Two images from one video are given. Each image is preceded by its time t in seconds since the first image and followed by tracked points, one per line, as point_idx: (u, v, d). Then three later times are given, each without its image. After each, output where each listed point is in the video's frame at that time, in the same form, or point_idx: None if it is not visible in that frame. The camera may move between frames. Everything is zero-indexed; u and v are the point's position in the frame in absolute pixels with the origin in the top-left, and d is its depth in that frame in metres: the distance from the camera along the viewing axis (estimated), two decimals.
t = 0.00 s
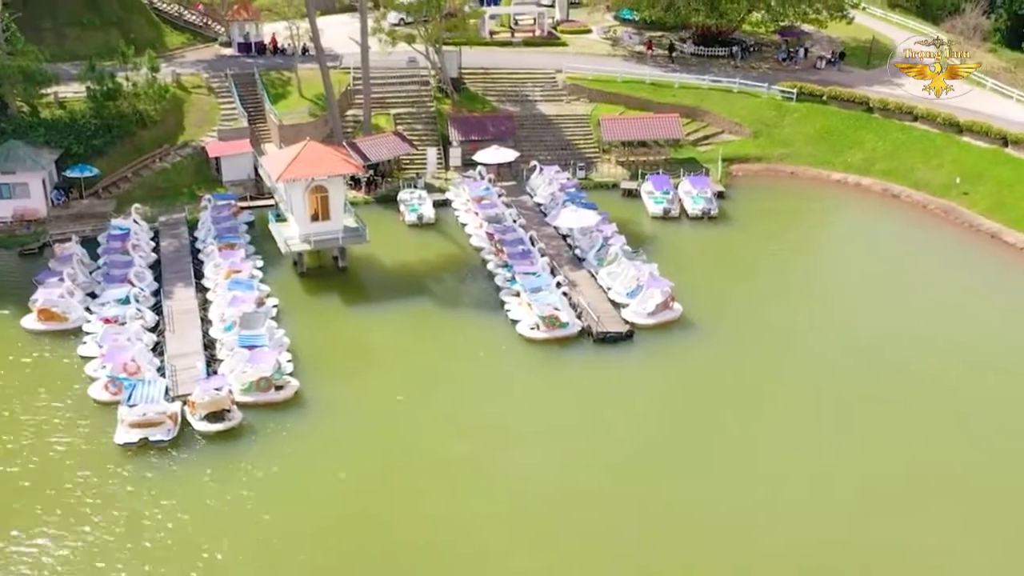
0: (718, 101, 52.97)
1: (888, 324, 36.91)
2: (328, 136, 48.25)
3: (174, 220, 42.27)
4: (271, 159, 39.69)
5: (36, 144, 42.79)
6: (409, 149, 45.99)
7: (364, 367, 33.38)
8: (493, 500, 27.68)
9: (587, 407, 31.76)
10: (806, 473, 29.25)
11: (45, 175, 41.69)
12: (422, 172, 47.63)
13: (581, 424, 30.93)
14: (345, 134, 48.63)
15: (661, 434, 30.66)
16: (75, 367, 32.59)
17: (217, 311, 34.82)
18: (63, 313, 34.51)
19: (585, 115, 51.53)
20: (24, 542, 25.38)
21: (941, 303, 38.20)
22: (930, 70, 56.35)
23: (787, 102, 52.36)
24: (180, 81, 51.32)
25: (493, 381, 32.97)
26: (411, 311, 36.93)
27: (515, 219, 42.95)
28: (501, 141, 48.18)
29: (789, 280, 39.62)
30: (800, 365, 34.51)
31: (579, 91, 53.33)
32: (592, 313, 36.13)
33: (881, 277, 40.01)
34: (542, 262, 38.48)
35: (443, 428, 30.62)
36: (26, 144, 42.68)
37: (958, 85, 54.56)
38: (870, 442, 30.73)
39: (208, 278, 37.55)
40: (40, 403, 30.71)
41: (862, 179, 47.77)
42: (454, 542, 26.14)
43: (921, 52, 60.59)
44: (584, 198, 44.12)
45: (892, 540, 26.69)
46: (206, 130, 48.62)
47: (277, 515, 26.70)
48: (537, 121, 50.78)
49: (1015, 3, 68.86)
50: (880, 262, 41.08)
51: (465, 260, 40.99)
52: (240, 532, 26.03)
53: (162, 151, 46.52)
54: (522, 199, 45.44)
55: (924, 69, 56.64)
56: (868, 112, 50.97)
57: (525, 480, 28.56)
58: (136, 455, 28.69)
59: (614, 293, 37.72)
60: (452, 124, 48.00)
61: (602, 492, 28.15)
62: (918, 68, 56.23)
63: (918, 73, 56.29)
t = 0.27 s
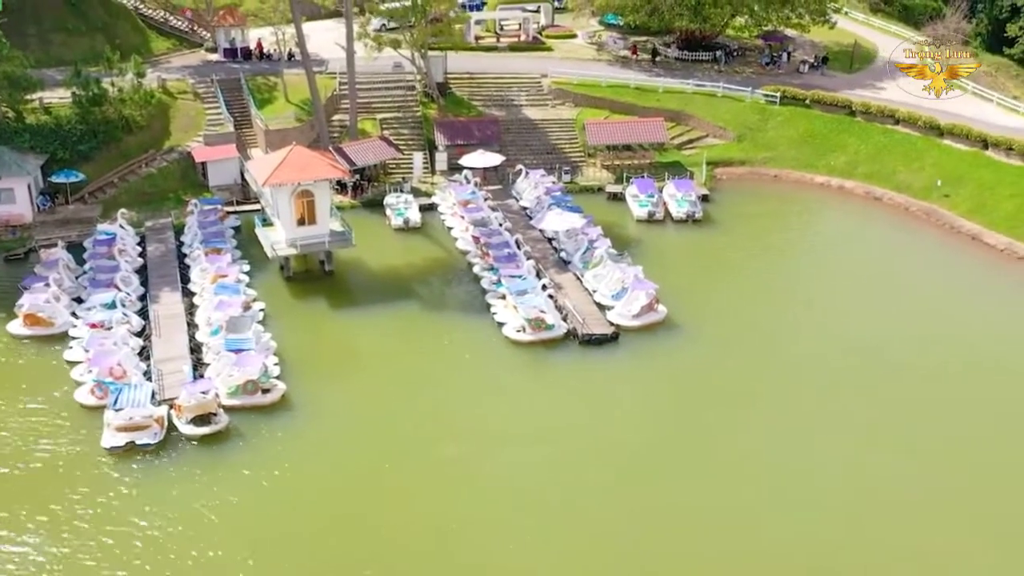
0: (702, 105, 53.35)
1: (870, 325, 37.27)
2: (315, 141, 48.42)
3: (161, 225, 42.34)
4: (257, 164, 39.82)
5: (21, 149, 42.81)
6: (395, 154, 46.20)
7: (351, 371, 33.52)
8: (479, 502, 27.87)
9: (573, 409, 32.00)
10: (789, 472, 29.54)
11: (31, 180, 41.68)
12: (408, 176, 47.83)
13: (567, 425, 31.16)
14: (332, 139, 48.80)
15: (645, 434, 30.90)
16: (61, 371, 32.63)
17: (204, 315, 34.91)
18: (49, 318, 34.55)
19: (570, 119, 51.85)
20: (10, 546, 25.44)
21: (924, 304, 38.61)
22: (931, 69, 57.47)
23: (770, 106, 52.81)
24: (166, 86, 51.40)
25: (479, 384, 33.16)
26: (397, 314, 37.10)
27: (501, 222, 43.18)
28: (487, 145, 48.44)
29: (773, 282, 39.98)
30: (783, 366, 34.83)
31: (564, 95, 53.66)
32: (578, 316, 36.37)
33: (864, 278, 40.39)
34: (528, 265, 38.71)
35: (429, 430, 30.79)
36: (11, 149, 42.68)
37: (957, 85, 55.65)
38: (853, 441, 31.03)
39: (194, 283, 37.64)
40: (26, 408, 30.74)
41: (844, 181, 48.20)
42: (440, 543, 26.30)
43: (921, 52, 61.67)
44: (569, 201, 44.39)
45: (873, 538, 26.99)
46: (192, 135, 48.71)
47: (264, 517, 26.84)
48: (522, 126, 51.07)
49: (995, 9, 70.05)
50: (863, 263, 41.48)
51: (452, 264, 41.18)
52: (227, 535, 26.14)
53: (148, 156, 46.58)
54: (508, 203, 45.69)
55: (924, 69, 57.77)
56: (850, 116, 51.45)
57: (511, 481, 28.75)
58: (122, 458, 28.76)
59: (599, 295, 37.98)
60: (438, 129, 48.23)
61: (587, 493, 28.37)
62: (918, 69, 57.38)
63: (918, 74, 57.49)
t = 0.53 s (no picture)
0: (687, 109, 53.70)
1: (853, 326, 37.61)
2: (301, 146, 48.55)
3: (147, 230, 42.40)
4: (243, 169, 39.92)
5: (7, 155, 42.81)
6: (381, 158, 46.37)
7: (338, 374, 33.65)
8: (465, 503, 28.05)
9: (559, 410, 32.20)
10: (772, 472, 29.82)
11: (17, 186, 41.69)
12: (394, 181, 48.00)
13: (552, 427, 31.37)
14: (318, 144, 48.95)
15: (630, 435, 31.12)
16: (47, 376, 32.65)
17: (191, 319, 34.99)
18: (35, 323, 34.58)
19: (556, 124, 52.13)
20: None
21: (908, 305, 39.01)
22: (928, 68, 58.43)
23: (754, 110, 53.23)
24: (152, 92, 51.43)
25: (465, 386, 33.33)
26: (383, 318, 37.24)
27: (487, 226, 43.40)
28: (473, 149, 48.66)
29: (756, 284, 40.29)
30: (767, 367, 35.12)
31: (549, 100, 53.96)
32: (563, 318, 36.59)
33: (847, 280, 40.76)
34: (514, 268, 38.92)
35: (415, 432, 30.96)
36: None
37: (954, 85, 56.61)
38: (835, 441, 31.33)
39: (181, 287, 37.72)
40: (13, 412, 30.77)
41: (828, 184, 48.62)
42: (426, 544, 26.46)
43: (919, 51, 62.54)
44: (555, 205, 44.64)
45: (856, 536, 27.28)
46: (178, 140, 48.78)
47: (251, 519, 26.95)
48: (508, 130, 51.34)
49: (977, 13, 72.47)
50: (846, 265, 41.85)
51: (438, 267, 41.36)
52: (213, 537, 26.23)
53: (134, 161, 46.63)
54: (494, 207, 45.92)
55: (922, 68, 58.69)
56: (833, 119, 51.89)
57: (497, 482, 28.93)
58: (109, 462, 28.82)
59: (585, 297, 38.21)
60: (424, 133, 48.44)
61: (572, 493, 28.57)
62: (916, 68, 58.32)
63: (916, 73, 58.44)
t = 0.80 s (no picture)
0: (673, 113, 54.01)
1: (839, 327, 37.91)
2: (289, 151, 48.68)
3: (135, 235, 42.46)
4: (231, 173, 40.02)
5: None
6: (369, 162, 46.53)
7: (326, 377, 33.78)
8: (453, 504, 28.20)
9: (546, 412, 32.38)
10: (758, 472, 30.05)
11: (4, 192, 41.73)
12: (383, 185, 48.17)
13: (540, 428, 31.55)
14: (306, 148, 49.08)
15: (618, 436, 31.33)
16: (36, 381, 32.69)
17: (179, 323, 35.07)
18: (23, 327, 34.61)
19: (543, 128, 52.38)
20: None
21: (893, 306, 39.36)
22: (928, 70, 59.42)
23: (740, 113, 53.59)
24: (140, 97, 51.49)
25: (453, 388, 33.49)
26: (372, 321, 37.37)
27: (475, 229, 43.59)
28: (461, 153, 48.86)
29: (743, 286, 40.58)
30: (753, 368, 35.37)
31: (537, 104, 54.22)
32: (551, 321, 36.79)
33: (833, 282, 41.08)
34: (502, 271, 39.10)
35: (403, 435, 31.10)
36: None
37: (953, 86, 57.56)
38: (821, 441, 31.61)
39: (169, 291, 37.79)
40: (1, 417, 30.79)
41: (814, 187, 48.98)
42: (414, 546, 26.59)
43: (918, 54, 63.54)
44: (543, 209, 44.86)
45: (841, 535, 27.54)
46: (166, 145, 48.85)
47: (240, 521, 27.07)
48: (496, 134, 51.57)
49: (960, 19, 73.36)
50: (832, 267, 42.17)
51: (426, 271, 41.52)
52: (202, 539, 26.34)
53: (122, 167, 46.69)
54: (482, 211, 46.12)
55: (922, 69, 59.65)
56: (818, 122, 52.28)
57: (485, 484, 29.08)
58: (97, 466, 28.88)
59: (572, 300, 38.41)
60: (412, 137, 48.62)
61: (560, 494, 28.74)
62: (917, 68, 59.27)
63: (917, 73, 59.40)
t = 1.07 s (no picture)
0: (658, 118, 54.38)
1: (822, 329, 38.26)
2: (276, 156, 48.83)
3: (122, 241, 42.52)
4: (218, 179, 40.13)
5: None
6: (356, 167, 46.73)
7: (313, 381, 33.92)
8: (440, 507, 28.37)
9: (533, 414, 32.60)
10: (742, 472, 30.32)
11: None
12: (370, 190, 48.36)
13: (527, 430, 31.75)
14: (293, 154, 49.24)
15: (603, 438, 31.56)
16: (22, 386, 32.71)
17: (166, 328, 35.15)
18: (10, 333, 34.63)
19: (529, 133, 52.69)
20: None
21: (877, 308, 39.75)
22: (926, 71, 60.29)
23: (724, 118, 54.02)
24: (127, 103, 51.56)
25: (439, 391, 33.67)
26: (359, 325, 37.53)
27: (462, 233, 43.82)
28: (447, 158, 49.10)
29: (727, 289, 40.91)
30: (737, 369, 35.67)
31: (523, 109, 54.52)
32: (537, 324, 37.01)
33: (816, 284, 41.45)
34: (488, 275, 39.32)
35: (390, 438, 31.26)
36: None
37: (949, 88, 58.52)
38: (804, 441, 31.91)
39: (156, 296, 37.86)
40: None
41: (797, 191, 49.39)
42: (401, 547, 26.76)
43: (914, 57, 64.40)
44: (529, 213, 45.13)
45: (823, 533, 27.85)
46: (153, 151, 48.92)
47: (227, 524, 27.19)
48: (482, 139, 51.83)
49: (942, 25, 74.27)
50: (816, 269, 42.55)
51: (413, 275, 41.71)
52: (190, 542, 26.45)
53: (109, 172, 46.75)
54: (468, 215, 46.36)
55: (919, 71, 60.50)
56: (802, 127, 52.76)
57: (472, 486, 29.27)
58: (84, 471, 28.95)
59: (558, 303, 38.65)
60: (398, 143, 48.84)
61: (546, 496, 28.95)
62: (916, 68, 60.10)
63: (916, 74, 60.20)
